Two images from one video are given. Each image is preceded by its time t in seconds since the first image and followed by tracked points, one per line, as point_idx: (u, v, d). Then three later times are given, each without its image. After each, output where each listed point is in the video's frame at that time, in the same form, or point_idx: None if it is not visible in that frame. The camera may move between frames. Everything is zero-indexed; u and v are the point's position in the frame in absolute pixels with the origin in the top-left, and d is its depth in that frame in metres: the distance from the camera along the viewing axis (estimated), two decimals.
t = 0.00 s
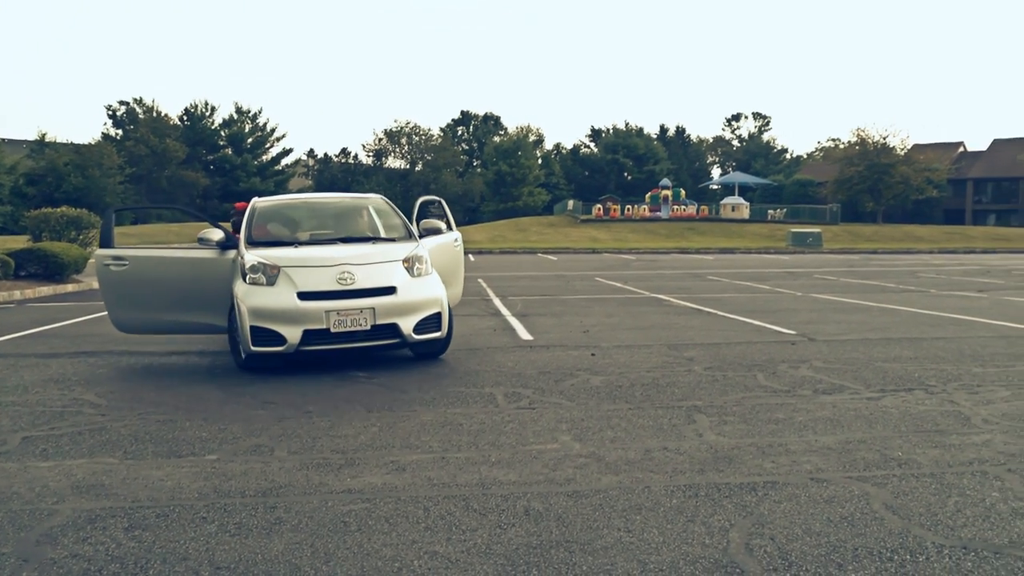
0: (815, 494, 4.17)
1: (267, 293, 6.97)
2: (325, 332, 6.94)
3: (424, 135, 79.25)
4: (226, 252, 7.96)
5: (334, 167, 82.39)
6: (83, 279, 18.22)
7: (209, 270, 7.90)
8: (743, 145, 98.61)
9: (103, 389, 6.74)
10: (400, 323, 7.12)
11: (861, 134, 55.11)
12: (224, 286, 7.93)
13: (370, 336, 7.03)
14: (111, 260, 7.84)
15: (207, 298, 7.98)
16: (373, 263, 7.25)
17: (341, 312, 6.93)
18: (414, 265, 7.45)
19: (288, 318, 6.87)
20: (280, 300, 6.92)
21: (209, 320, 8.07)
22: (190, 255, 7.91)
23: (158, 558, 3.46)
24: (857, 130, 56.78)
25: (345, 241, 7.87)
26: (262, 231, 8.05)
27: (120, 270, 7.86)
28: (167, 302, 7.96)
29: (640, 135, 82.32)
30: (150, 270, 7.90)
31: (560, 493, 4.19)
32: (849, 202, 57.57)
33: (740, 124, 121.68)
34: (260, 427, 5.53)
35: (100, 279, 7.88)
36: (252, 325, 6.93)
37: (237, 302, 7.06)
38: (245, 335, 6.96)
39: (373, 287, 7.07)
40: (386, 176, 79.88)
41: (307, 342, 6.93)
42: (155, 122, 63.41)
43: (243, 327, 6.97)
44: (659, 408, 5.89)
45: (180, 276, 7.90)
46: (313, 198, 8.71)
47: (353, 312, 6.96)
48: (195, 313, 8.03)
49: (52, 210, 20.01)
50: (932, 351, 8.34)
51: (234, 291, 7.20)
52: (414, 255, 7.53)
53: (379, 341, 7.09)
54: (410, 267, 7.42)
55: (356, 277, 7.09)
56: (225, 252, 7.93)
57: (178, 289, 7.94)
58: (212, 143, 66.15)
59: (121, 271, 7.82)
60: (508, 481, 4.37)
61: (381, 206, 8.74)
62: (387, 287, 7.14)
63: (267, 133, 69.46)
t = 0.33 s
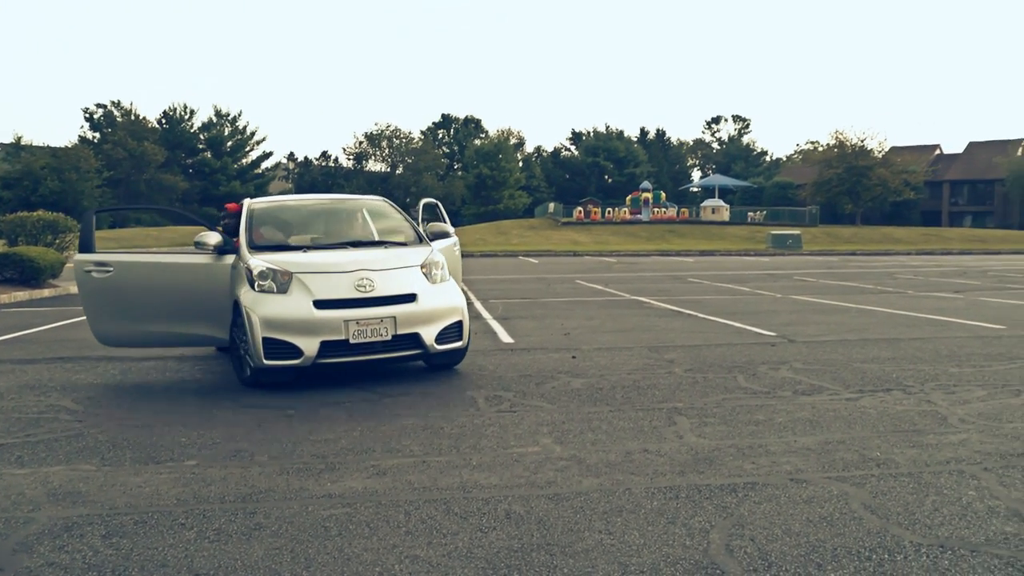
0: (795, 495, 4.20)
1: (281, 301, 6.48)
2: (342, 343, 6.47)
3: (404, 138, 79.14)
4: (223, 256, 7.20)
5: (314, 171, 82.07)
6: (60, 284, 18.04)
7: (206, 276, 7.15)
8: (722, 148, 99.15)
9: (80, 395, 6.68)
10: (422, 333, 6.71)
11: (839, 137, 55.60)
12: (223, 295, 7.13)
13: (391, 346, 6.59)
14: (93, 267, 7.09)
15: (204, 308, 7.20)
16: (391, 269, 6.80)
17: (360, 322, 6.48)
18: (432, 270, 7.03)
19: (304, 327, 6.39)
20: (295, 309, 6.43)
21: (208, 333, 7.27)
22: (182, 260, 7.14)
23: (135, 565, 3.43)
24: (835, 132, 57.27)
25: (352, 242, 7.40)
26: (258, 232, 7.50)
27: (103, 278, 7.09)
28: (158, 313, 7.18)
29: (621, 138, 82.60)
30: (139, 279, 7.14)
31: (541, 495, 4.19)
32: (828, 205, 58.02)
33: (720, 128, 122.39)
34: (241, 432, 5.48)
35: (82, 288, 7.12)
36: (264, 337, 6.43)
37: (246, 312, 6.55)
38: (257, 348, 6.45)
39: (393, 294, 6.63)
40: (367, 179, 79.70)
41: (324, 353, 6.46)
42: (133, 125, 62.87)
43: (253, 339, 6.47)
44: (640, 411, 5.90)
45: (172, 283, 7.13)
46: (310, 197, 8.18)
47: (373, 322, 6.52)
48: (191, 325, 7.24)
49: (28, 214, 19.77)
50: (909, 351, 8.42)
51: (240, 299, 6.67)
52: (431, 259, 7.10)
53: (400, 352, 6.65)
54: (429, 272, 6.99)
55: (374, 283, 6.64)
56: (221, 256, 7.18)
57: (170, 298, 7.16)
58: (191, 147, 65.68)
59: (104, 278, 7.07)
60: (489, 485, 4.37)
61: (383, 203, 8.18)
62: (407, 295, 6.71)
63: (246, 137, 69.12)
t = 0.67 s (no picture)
0: (771, 493, 4.22)
1: (297, 308, 5.94)
2: (365, 353, 5.96)
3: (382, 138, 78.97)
4: (223, 259, 6.58)
5: (292, 171, 81.73)
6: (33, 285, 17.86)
7: (201, 281, 6.55)
8: (700, 147, 99.72)
9: (53, 398, 6.60)
10: (447, 341, 6.25)
11: (815, 137, 56.12)
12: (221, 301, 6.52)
13: (415, 356, 6.12)
14: (77, 272, 6.60)
15: (200, 316, 6.59)
16: (412, 273, 6.32)
17: (384, 329, 5.98)
18: (452, 273, 6.58)
19: (325, 337, 5.86)
20: (314, 316, 5.89)
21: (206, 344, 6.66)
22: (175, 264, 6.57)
23: (110, 570, 3.40)
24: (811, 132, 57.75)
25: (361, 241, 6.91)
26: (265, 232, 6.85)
27: (88, 283, 6.60)
28: (150, 322, 6.62)
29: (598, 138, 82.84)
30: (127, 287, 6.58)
31: (519, 496, 4.19)
32: (803, 204, 58.51)
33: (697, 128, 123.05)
34: (217, 435, 5.43)
35: (67, 295, 6.63)
36: (279, 346, 5.89)
37: (259, 319, 5.98)
38: (272, 359, 5.91)
39: (417, 300, 6.15)
40: (344, 180, 79.47)
41: (345, 365, 5.94)
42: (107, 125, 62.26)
43: (268, 350, 5.92)
44: (618, 410, 5.92)
45: (164, 289, 6.55)
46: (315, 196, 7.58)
47: (397, 330, 6.02)
48: (188, 334, 6.66)
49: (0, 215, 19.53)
50: (883, 349, 8.51)
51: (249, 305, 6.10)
52: (450, 262, 6.65)
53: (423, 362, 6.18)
54: (450, 276, 6.53)
55: (396, 288, 6.14)
56: (221, 259, 6.56)
57: (162, 305, 6.59)
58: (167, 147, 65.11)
59: (89, 284, 6.58)
60: (468, 485, 4.37)
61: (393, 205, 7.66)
62: (432, 300, 6.24)
63: (223, 137, 68.68)
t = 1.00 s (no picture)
0: (744, 494, 4.26)
1: (318, 318, 5.50)
2: (392, 366, 5.55)
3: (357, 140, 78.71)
4: (229, 262, 6.06)
5: (266, 173, 81.22)
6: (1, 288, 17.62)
7: (204, 287, 5.99)
8: (675, 150, 100.30)
9: (21, 403, 6.51)
10: (476, 352, 5.87)
11: (788, 141, 56.72)
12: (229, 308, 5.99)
13: (443, 368, 5.73)
14: (63, 278, 5.89)
15: (203, 325, 6.02)
16: (436, 279, 5.93)
17: (412, 341, 5.57)
18: (475, 279, 6.20)
19: (351, 349, 5.43)
20: (339, 328, 5.45)
21: (209, 356, 6.09)
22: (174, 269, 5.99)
23: None
24: (784, 136, 58.32)
25: (381, 245, 6.50)
26: (270, 236, 6.34)
27: (76, 291, 5.90)
28: (147, 333, 5.99)
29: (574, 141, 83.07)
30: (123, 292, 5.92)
31: (493, 498, 4.19)
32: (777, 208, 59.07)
33: (672, 131, 123.84)
34: (188, 439, 5.38)
35: (50, 305, 5.92)
36: (302, 361, 5.44)
37: (277, 332, 5.52)
38: (294, 374, 5.46)
39: (445, 309, 5.77)
40: (319, 181, 79.11)
41: (372, 380, 5.52)
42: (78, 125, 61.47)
43: (289, 364, 5.46)
44: (592, 412, 5.94)
45: (163, 297, 5.95)
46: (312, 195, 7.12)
47: (425, 341, 5.62)
48: (189, 346, 6.05)
49: None
50: (855, 351, 8.60)
51: (265, 316, 5.63)
52: (472, 267, 6.27)
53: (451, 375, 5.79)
54: (472, 282, 6.15)
55: (422, 295, 5.75)
56: (226, 262, 6.05)
57: (159, 312, 5.95)
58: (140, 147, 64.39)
59: (77, 292, 5.89)
60: (442, 487, 4.36)
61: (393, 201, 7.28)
62: (459, 309, 5.86)
63: (195, 139, 68.10)
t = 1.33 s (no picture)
0: (714, 493, 4.29)
1: (354, 328, 5.16)
2: (429, 378, 5.25)
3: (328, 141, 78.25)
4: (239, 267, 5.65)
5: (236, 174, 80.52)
6: None
7: (208, 295, 5.57)
8: (647, 152, 100.78)
9: None
10: (510, 360, 5.64)
11: (758, 143, 57.24)
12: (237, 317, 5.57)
13: (478, 379, 5.48)
14: (54, 286, 5.52)
15: (208, 336, 5.59)
16: (466, 284, 5.66)
17: (449, 350, 5.29)
18: (501, 284, 5.95)
19: (390, 361, 5.11)
20: (377, 338, 5.13)
21: (215, 370, 5.65)
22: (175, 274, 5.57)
23: None
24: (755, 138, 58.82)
25: (398, 248, 6.16)
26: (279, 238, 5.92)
27: (69, 300, 5.53)
28: (147, 344, 5.59)
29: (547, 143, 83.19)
30: (120, 302, 5.53)
31: (465, 500, 4.19)
32: (747, 211, 59.60)
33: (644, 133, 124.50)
34: (156, 444, 5.31)
35: (41, 314, 5.55)
36: (338, 375, 5.08)
37: (309, 345, 5.15)
38: (329, 391, 5.10)
39: (479, 317, 5.51)
40: (289, 183, 78.55)
41: (410, 393, 5.21)
42: (43, 126, 60.50)
43: (324, 378, 5.10)
44: (567, 414, 5.94)
45: (164, 306, 5.54)
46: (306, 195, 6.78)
47: (462, 350, 5.35)
48: (193, 359, 5.63)
49: None
50: (824, 351, 8.70)
51: (293, 326, 5.25)
52: (496, 271, 6.02)
53: (487, 387, 5.53)
54: (500, 286, 5.91)
55: (456, 301, 5.47)
56: (236, 267, 5.63)
57: (160, 323, 5.55)
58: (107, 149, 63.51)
59: (70, 300, 5.52)
60: (416, 490, 4.35)
61: (374, 198, 6.85)
62: (493, 316, 5.60)
63: (164, 140, 67.32)
